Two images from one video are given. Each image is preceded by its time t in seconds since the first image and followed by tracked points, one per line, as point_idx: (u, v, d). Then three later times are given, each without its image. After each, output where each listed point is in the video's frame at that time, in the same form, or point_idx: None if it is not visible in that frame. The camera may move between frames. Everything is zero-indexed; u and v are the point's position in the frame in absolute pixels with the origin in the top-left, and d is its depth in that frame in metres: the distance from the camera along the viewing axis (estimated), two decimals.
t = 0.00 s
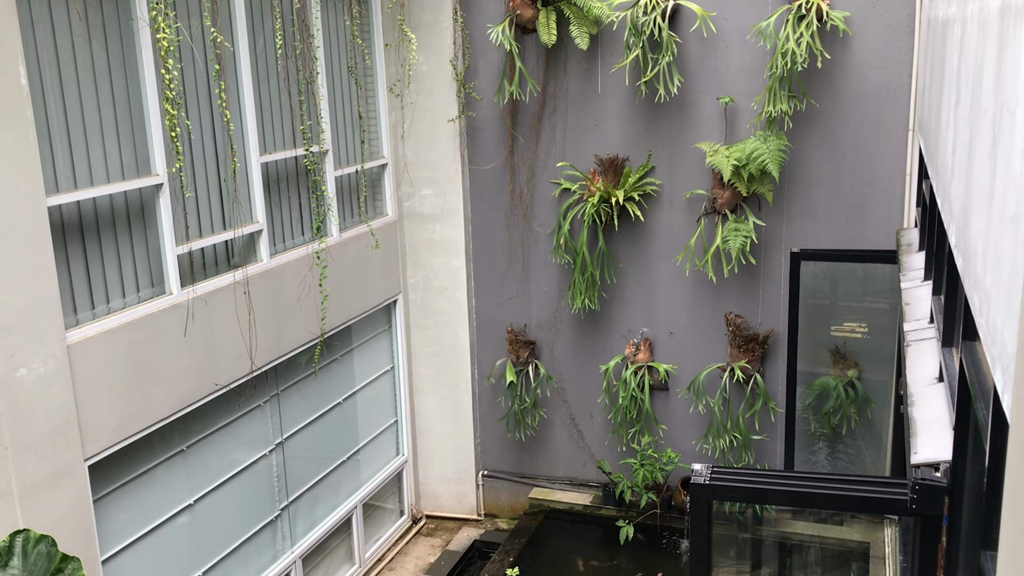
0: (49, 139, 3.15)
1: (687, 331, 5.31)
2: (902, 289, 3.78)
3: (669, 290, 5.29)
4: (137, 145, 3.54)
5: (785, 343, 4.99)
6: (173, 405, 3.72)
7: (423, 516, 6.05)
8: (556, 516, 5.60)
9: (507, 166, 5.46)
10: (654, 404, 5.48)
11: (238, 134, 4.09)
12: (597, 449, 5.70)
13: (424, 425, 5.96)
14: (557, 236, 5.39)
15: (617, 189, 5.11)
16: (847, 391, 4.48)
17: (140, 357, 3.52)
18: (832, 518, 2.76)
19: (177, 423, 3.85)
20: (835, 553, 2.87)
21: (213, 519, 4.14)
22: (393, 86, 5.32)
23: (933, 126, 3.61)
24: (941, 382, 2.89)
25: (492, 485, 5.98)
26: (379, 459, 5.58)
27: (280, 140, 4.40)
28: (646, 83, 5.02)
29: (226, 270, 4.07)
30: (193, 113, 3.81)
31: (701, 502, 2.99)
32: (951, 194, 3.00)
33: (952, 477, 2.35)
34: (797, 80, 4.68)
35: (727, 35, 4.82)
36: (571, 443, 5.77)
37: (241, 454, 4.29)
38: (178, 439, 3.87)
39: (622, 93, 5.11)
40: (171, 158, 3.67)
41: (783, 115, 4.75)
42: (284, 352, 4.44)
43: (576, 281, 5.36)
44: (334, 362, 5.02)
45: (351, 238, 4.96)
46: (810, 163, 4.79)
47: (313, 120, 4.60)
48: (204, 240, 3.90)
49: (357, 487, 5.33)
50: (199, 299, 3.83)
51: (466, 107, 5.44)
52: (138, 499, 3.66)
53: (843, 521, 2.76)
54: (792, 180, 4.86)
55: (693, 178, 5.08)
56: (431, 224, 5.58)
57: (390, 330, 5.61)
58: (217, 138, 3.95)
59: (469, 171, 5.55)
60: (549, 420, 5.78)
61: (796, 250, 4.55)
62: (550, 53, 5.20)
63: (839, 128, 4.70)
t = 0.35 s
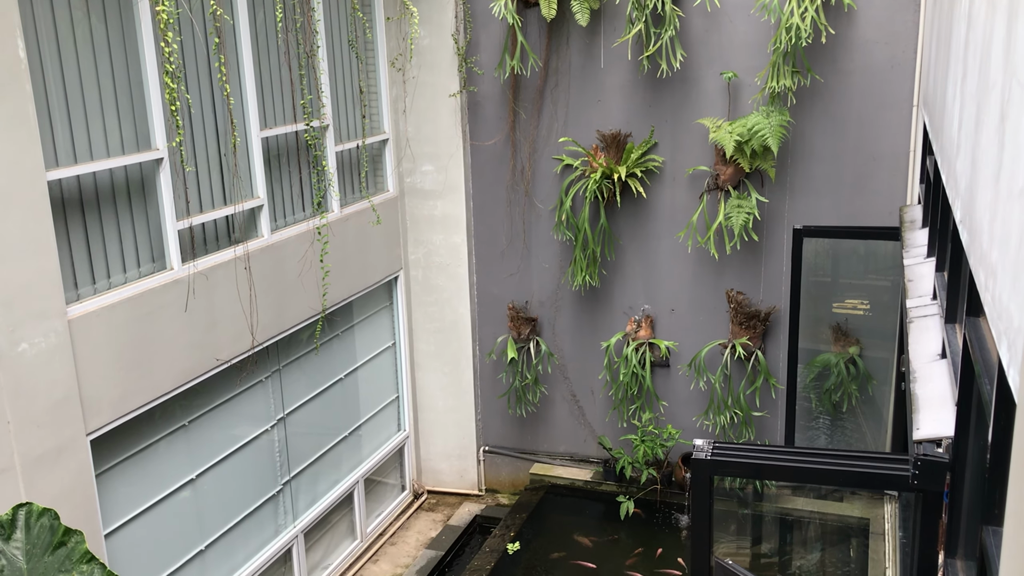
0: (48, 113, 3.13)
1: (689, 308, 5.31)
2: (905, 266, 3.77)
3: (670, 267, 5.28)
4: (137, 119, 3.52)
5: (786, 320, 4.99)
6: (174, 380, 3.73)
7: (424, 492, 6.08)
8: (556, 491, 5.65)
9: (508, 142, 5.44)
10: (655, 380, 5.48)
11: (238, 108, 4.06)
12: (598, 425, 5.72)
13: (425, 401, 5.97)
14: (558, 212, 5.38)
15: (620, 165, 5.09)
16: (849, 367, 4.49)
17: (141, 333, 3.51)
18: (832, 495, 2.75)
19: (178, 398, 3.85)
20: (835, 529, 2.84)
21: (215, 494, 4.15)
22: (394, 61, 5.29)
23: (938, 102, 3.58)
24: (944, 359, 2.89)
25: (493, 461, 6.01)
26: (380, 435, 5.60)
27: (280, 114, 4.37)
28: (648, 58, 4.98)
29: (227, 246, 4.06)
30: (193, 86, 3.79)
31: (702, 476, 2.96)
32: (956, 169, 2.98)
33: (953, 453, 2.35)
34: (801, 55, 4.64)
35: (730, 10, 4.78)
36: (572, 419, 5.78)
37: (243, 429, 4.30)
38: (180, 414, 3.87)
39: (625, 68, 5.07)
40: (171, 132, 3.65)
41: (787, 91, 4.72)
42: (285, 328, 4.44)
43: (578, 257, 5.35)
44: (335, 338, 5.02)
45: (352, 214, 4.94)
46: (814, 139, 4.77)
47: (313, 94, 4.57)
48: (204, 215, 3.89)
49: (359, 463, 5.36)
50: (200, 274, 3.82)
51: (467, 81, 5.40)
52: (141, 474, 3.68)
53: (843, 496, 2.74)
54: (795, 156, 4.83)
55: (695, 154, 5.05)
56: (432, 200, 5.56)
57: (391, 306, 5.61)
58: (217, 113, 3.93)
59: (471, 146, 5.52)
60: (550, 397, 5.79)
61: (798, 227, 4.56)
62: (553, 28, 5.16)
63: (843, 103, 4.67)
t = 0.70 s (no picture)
0: (47, 85, 3.10)
1: (690, 284, 5.30)
2: (907, 242, 3.76)
3: (672, 243, 5.27)
4: (136, 91, 3.49)
5: (789, 295, 4.99)
6: (176, 354, 3.72)
7: (425, 466, 6.10)
8: (557, 466, 5.69)
9: (510, 116, 5.40)
10: (655, 356, 5.48)
11: (238, 80, 4.04)
12: (599, 400, 5.73)
13: (426, 376, 5.98)
14: (560, 187, 5.35)
15: (622, 140, 5.06)
16: (850, 344, 4.49)
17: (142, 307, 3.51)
18: (832, 471, 2.70)
19: (179, 372, 3.85)
20: (835, 504, 2.80)
21: (217, 468, 4.17)
22: (395, 34, 5.26)
23: (943, 75, 3.55)
24: (947, 334, 2.88)
25: (494, 436, 6.03)
26: (381, 410, 5.61)
27: (281, 87, 4.34)
28: (651, 32, 4.94)
29: (227, 220, 4.05)
30: (192, 58, 3.76)
31: (703, 451, 2.90)
32: (961, 143, 2.96)
33: (957, 430, 2.32)
34: (805, 29, 4.60)
35: None
36: (573, 395, 5.79)
37: (244, 404, 4.31)
38: (181, 389, 3.88)
39: (628, 42, 5.03)
40: (170, 105, 3.62)
41: (791, 65, 4.69)
42: (286, 303, 4.43)
43: (579, 233, 5.33)
44: (336, 313, 5.02)
45: (352, 188, 4.92)
46: (817, 114, 4.74)
47: (313, 67, 4.54)
48: (204, 189, 3.88)
49: (360, 437, 5.37)
50: (201, 248, 3.80)
51: (469, 55, 5.36)
52: (143, 447, 3.69)
53: (843, 472, 2.69)
54: (798, 131, 4.81)
55: (698, 129, 5.02)
56: (433, 174, 5.53)
57: (392, 281, 5.60)
58: (216, 86, 3.90)
59: (472, 120, 5.49)
60: (550, 372, 5.80)
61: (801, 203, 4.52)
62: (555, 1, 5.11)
63: (847, 78, 4.64)
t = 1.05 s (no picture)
0: (48, 56, 3.09)
1: (694, 259, 5.30)
2: (912, 216, 3.75)
3: (676, 217, 5.26)
4: (138, 64, 3.47)
5: (793, 270, 4.98)
6: (180, 327, 3.73)
7: (429, 439, 6.13)
8: (560, 440, 5.71)
9: (513, 89, 5.37)
10: (658, 331, 5.49)
11: (241, 52, 4.01)
12: (602, 374, 5.74)
13: (429, 350, 5.99)
14: (563, 161, 5.33)
15: (626, 113, 5.04)
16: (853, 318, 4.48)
17: (146, 281, 3.51)
18: (834, 445, 2.68)
19: (184, 345, 3.86)
20: (838, 479, 2.76)
21: (221, 440, 4.19)
22: (398, 6, 5.23)
23: (951, 48, 3.52)
24: (951, 309, 2.87)
25: (497, 409, 6.05)
26: (385, 383, 5.63)
27: (283, 60, 4.31)
28: (656, 4, 4.90)
29: (230, 193, 4.04)
30: (194, 30, 3.74)
31: (707, 424, 2.88)
32: (969, 116, 2.94)
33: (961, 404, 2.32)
34: (812, 1, 4.56)
35: None
36: (576, 369, 5.81)
37: (248, 377, 4.32)
38: (185, 361, 3.89)
39: (632, 14, 4.99)
40: (173, 77, 3.60)
41: (796, 38, 4.65)
42: (290, 277, 4.44)
43: (583, 207, 5.32)
44: (340, 288, 5.02)
45: (356, 161, 4.91)
46: (823, 87, 4.71)
47: (316, 39, 4.51)
48: (207, 162, 3.87)
49: (364, 411, 5.40)
50: (204, 222, 3.80)
51: (472, 28, 5.33)
52: (149, 419, 3.71)
53: (845, 446, 2.67)
54: (804, 104, 4.78)
55: (703, 103, 4.99)
56: (436, 148, 5.51)
57: (395, 256, 5.60)
58: (218, 58, 3.88)
59: (475, 94, 5.46)
60: (553, 346, 5.81)
61: (806, 177, 4.54)
62: None
63: (853, 51, 4.60)
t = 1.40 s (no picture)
0: (52, 34, 3.07)
1: (700, 238, 5.29)
2: (920, 195, 3.73)
3: (682, 196, 5.24)
4: (142, 41, 3.45)
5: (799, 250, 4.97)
6: (186, 305, 3.74)
7: (434, 418, 6.15)
8: (565, 420, 5.73)
9: (519, 67, 5.35)
10: (664, 310, 5.49)
11: (245, 30, 3.99)
12: (607, 353, 5.75)
13: (434, 330, 6.00)
14: (569, 140, 5.32)
15: (632, 92, 5.01)
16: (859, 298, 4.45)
17: (152, 259, 3.51)
18: (839, 425, 2.66)
19: (190, 324, 3.87)
20: (841, 459, 2.75)
21: (227, 419, 4.20)
22: None
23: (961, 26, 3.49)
24: (958, 289, 2.85)
25: (502, 389, 6.07)
26: (390, 362, 5.64)
27: (288, 38, 4.29)
28: None
29: (236, 171, 4.03)
30: (199, 7, 3.72)
31: (712, 404, 2.86)
32: (979, 95, 2.91)
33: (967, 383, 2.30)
34: None
35: None
36: (581, 349, 5.81)
37: (254, 356, 4.34)
38: (192, 340, 3.90)
39: None
40: (177, 55, 3.58)
41: (804, 16, 4.61)
42: (295, 256, 4.44)
43: (589, 186, 5.30)
44: (345, 267, 5.02)
45: (361, 140, 4.89)
46: (831, 66, 4.67)
47: (321, 17, 4.48)
48: (212, 141, 3.86)
49: (370, 390, 5.41)
50: (209, 200, 3.79)
51: (477, 5, 5.29)
52: (156, 397, 3.73)
53: (850, 426, 2.65)
54: (811, 83, 4.75)
55: (710, 81, 4.96)
56: (442, 126, 5.49)
57: (400, 235, 5.60)
58: (223, 35, 3.86)
59: (481, 72, 5.43)
60: (558, 326, 5.82)
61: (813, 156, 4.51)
62: None
63: (862, 29, 4.56)
